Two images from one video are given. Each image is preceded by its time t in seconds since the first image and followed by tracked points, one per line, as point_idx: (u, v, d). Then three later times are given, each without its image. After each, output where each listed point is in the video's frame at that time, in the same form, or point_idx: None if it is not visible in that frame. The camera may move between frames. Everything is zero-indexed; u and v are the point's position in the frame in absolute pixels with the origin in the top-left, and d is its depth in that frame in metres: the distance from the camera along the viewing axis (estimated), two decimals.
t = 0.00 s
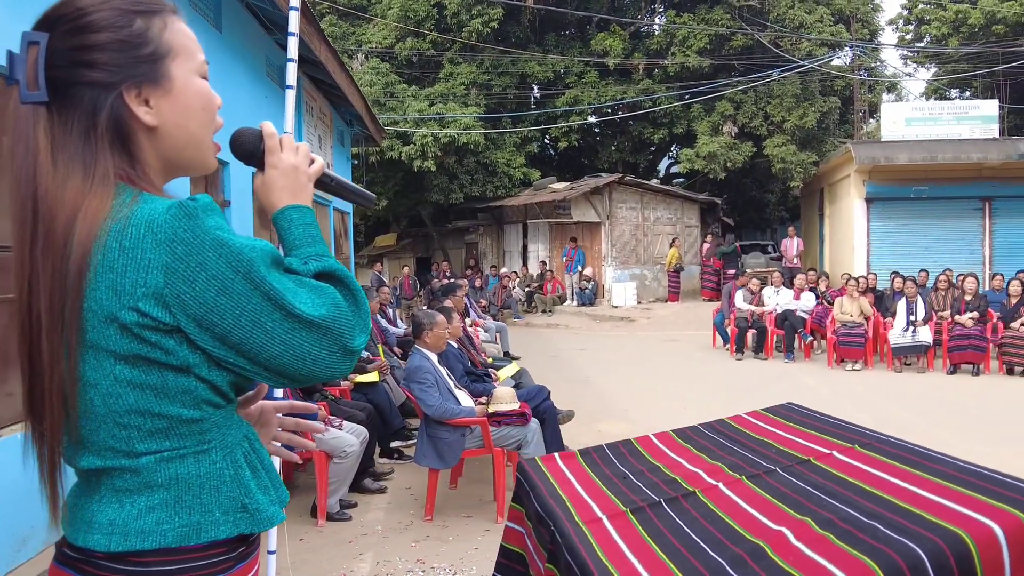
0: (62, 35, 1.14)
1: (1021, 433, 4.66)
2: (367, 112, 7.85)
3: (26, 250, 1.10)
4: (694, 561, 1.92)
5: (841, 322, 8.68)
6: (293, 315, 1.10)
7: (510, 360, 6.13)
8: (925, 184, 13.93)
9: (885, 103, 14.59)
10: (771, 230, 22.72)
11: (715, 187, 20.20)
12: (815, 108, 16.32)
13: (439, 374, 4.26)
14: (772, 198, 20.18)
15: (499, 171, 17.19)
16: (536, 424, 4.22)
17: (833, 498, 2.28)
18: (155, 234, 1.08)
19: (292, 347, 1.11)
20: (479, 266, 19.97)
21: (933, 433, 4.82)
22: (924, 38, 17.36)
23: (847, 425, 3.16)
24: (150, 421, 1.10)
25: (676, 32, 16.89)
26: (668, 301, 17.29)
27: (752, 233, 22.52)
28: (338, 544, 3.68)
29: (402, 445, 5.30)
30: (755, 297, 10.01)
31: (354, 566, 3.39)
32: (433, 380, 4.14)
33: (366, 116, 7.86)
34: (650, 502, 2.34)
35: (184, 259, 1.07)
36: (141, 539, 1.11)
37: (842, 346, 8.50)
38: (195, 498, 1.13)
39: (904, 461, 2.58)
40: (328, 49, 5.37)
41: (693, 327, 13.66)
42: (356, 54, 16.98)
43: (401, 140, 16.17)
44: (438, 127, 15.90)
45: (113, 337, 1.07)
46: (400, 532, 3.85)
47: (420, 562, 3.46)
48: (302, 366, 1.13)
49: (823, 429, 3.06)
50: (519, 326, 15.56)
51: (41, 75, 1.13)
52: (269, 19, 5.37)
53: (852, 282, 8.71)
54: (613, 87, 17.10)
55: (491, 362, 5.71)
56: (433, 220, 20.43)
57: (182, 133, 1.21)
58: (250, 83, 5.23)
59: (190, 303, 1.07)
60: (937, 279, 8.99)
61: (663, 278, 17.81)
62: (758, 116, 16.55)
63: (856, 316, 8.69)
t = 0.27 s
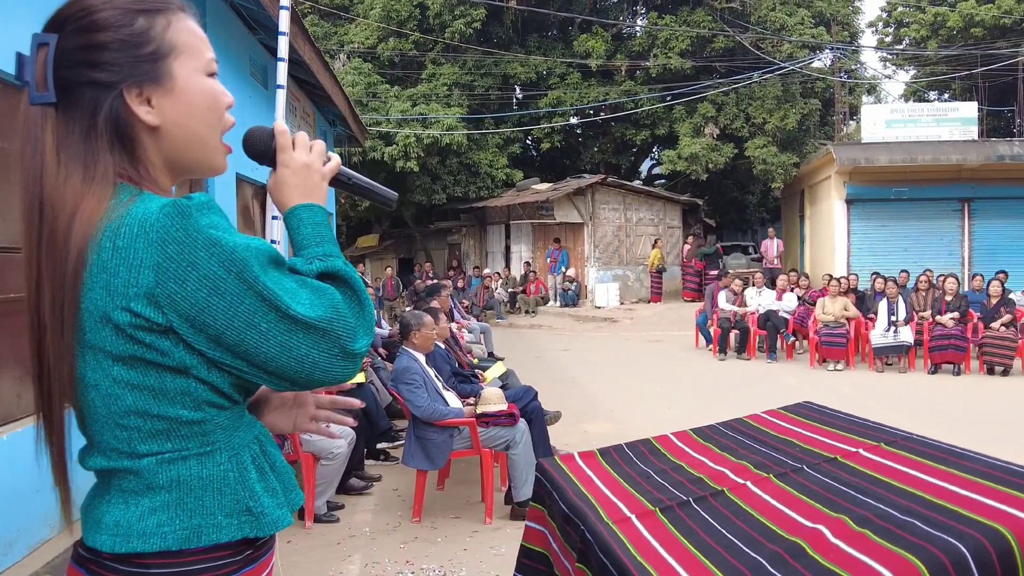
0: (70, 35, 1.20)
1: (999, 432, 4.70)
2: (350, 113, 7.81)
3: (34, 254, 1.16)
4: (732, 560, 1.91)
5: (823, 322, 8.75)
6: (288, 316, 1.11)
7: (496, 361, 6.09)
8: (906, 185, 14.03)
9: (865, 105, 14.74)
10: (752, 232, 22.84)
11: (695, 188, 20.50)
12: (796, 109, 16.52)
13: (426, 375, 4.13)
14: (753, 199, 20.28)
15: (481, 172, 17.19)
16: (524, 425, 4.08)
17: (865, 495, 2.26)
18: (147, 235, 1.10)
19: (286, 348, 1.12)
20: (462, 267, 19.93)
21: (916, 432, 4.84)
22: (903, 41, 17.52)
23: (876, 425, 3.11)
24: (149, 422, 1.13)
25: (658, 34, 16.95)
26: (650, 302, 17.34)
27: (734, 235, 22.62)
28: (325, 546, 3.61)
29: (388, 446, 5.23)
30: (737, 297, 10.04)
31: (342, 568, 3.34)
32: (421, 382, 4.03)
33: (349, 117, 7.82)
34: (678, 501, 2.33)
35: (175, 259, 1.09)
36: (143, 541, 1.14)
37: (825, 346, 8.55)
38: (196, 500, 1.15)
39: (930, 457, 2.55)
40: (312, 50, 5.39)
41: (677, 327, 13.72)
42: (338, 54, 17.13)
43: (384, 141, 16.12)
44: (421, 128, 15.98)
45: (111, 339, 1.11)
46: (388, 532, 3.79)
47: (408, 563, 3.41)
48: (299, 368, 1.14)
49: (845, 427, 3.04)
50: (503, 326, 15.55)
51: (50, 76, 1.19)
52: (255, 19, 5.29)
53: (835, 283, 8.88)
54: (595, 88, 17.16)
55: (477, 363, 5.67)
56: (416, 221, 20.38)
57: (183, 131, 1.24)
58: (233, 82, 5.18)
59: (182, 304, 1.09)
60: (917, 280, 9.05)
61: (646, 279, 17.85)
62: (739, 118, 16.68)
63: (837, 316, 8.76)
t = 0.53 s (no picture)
0: (74, 33, 1.21)
1: (982, 430, 4.74)
2: (337, 113, 7.77)
3: (35, 253, 1.18)
4: (754, 554, 1.93)
5: (810, 322, 8.80)
6: (274, 314, 1.10)
7: (485, 361, 6.08)
8: (891, 186, 14.11)
9: (851, 106, 14.82)
10: (738, 231, 22.94)
11: (682, 189, 20.59)
12: (782, 110, 16.61)
13: (416, 374, 4.07)
14: (739, 200, 20.36)
15: (469, 173, 17.16)
16: (514, 423, 4.04)
17: (882, 488, 2.28)
18: (134, 232, 1.11)
19: (273, 346, 1.11)
20: (450, 267, 19.93)
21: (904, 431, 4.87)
22: (888, 42, 17.61)
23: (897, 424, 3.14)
24: (144, 420, 1.14)
25: (645, 34, 16.97)
26: (637, 302, 17.39)
27: (720, 235, 22.70)
28: (316, 546, 3.60)
29: (377, 447, 5.20)
30: (724, 297, 10.08)
31: (334, 568, 3.33)
32: (412, 381, 3.96)
33: (336, 117, 7.77)
34: (692, 496, 2.34)
35: (161, 257, 1.09)
36: (140, 540, 1.15)
37: (812, 346, 8.60)
38: (192, 500, 1.16)
39: (947, 453, 2.56)
40: (299, 49, 5.36)
41: (664, 327, 13.78)
42: (325, 54, 17.07)
43: (371, 141, 16.07)
44: (408, 128, 15.91)
45: (102, 337, 1.12)
46: (379, 533, 3.78)
47: (399, 563, 3.40)
48: (290, 367, 1.13)
49: (857, 423, 3.06)
50: (491, 326, 15.56)
51: (54, 73, 1.21)
52: (243, 18, 5.21)
53: (822, 283, 8.94)
54: (583, 89, 17.19)
55: (466, 363, 5.66)
56: (404, 221, 20.36)
57: (181, 127, 1.23)
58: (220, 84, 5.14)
59: (168, 302, 1.09)
60: (902, 280, 9.09)
61: (633, 279, 17.91)
62: (726, 119, 16.74)
63: (825, 315, 8.79)
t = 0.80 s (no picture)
0: (73, 33, 1.21)
1: (969, 429, 4.77)
2: (328, 113, 7.76)
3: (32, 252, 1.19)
4: (749, 553, 1.93)
5: (800, 322, 8.83)
6: (262, 318, 1.10)
7: (477, 361, 6.08)
8: (879, 186, 14.16)
9: (840, 106, 14.86)
10: (727, 232, 22.99)
11: (673, 189, 20.63)
12: (771, 111, 16.69)
13: (408, 375, 4.06)
14: (729, 200, 20.41)
15: (459, 173, 17.15)
16: (507, 424, 4.04)
17: (875, 487, 2.29)
18: (124, 233, 1.11)
19: (259, 348, 1.11)
20: (441, 267, 19.91)
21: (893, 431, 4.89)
22: (877, 43, 17.68)
23: (891, 423, 3.14)
24: (135, 421, 1.14)
25: (634, 35, 17.00)
26: (628, 302, 17.42)
27: (710, 236, 22.74)
28: (307, 547, 3.60)
29: (369, 448, 5.19)
30: (715, 297, 10.11)
31: (325, 569, 3.32)
32: (404, 381, 3.96)
33: (327, 116, 7.76)
34: (688, 495, 2.34)
35: (149, 259, 1.09)
36: (132, 540, 1.15)
37: (801, 346, 8.64)
38: (183, 502, 1.15)
39: (941, 451, 2.57)
40: (290, 49, 5.35)
41: (656, 326, 13.80)
42: (315, 54, 17.10)
43: (361, 141, 16.07)
44: (398, 128, 15.90)
45: (94, 338, 1.13)
46: (371, 533, 3.77)
47: (391, 564, 3.40)
48: (278, 371, 1.13)
49: (850, 421, 3.07)
50: (481, 326, 15.56)
51: (54, 73, 1.20)
52: (234, 18, 5.18)
53: (811, 282, 8.98)
54: (573, 89, 17.22)
55: (457, 364, 5.66)
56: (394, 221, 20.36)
57: (176, 129, 1.22)
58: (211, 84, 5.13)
59: (157, 304, 1.09)
60: (891, 280, 9.12)
61: (624, 279, 17.92)
62: (716, 119, 16.77)
63: (814, 315, 8.83)
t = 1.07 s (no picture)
0: (76, 32, 1.20)
1: (960, 428, 4.78)
2: (321, 113, 7.75)
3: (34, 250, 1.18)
4: (742, 550, 1.93)
5: (791, 322, 8.85)
6: (266, 318, 1.10)
7: (470, 361, 6.09)
8: (871, 186, 14.21)
9: (832, 107, 14.90)
10: (719, 232, 23.03)
11: (665, 189, 20.66)
12: (763, 111, 16.75)
13: (402, 375, 4.05)
14: (721, 200, 20.44)
15: (452, 173, 17.13)
16: (500, 424, 4.05)
17: (868, 484, 2.29)
18: (128, 233, 1.11)
19: (261, 349, 1.11)
20: (434, 267, 19.90)
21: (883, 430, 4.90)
22: (868, 43, 17.74)
23: (882, 421, 3.16)
24: (136, 420, 1.14)
25: (626, 36, 17.01)
26: (620, 302, 17.44)
27: (702, 236, 22.75)
28: (300, 547, 3.59)
29: (362, 448, 5.19)
30: (707, 297, 10.13)
31: (319, 570, 3.32)
32: (397, 382, 3.95)
33: (320, 117, 7.76)
34: (682, 492, 2.35)
35: (154, 258, 1.09)
36: (130, 539, 1.14)
37: (793, 345, 8.66)
38: (182, 501, 1.15)
39: (933, 449, 2.58)
40: (282, 49, 5.33)
41: (649, 326, 13.83)
42: (307, 54, 17.10)
43: (353, 141, 16.08)
44: (390, 128, 15.90)
45: (96, 337, 1.12)
46: (365, 534, 3.77)
47: (384, 564, 3.40)
48: (278, 372, 1.13)
49: (842, 420, 3.08)
50: (474, 326, 15.56)
51: (56, 72, 1.20)
52: (226, 19, 5.17)
53: (803, 282, 9.00)
54: (565, 90, 17.25)
55: (449, 364, 5.66)
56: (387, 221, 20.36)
57: (180, 130, 1.22)
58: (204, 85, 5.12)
59: (161, 303, 1.09)
60: (883, 280, 9.14)
61: (616, 279, 17.93)
62: (708, 119, 16.79)
63: (805, 315, 8.85)
